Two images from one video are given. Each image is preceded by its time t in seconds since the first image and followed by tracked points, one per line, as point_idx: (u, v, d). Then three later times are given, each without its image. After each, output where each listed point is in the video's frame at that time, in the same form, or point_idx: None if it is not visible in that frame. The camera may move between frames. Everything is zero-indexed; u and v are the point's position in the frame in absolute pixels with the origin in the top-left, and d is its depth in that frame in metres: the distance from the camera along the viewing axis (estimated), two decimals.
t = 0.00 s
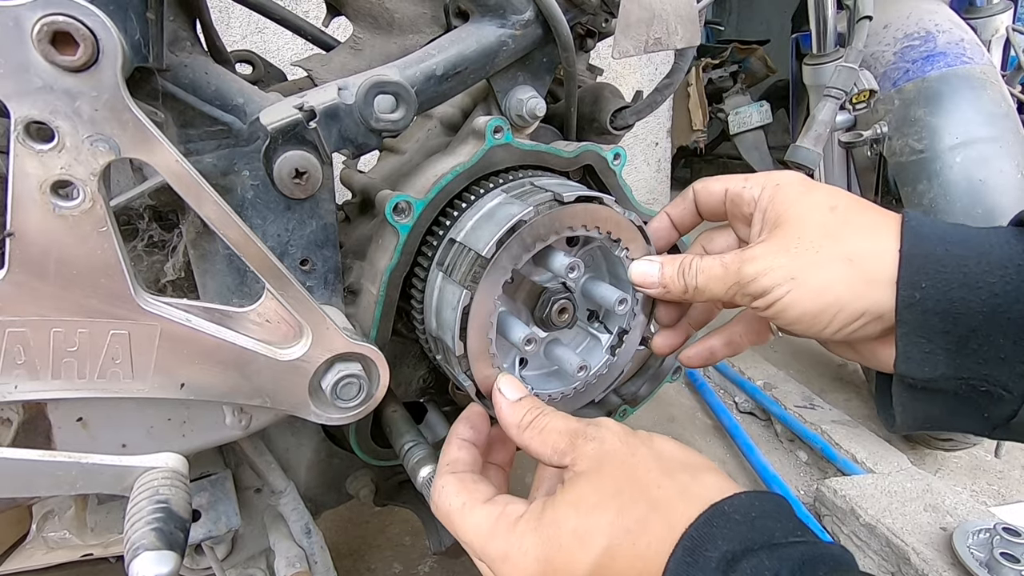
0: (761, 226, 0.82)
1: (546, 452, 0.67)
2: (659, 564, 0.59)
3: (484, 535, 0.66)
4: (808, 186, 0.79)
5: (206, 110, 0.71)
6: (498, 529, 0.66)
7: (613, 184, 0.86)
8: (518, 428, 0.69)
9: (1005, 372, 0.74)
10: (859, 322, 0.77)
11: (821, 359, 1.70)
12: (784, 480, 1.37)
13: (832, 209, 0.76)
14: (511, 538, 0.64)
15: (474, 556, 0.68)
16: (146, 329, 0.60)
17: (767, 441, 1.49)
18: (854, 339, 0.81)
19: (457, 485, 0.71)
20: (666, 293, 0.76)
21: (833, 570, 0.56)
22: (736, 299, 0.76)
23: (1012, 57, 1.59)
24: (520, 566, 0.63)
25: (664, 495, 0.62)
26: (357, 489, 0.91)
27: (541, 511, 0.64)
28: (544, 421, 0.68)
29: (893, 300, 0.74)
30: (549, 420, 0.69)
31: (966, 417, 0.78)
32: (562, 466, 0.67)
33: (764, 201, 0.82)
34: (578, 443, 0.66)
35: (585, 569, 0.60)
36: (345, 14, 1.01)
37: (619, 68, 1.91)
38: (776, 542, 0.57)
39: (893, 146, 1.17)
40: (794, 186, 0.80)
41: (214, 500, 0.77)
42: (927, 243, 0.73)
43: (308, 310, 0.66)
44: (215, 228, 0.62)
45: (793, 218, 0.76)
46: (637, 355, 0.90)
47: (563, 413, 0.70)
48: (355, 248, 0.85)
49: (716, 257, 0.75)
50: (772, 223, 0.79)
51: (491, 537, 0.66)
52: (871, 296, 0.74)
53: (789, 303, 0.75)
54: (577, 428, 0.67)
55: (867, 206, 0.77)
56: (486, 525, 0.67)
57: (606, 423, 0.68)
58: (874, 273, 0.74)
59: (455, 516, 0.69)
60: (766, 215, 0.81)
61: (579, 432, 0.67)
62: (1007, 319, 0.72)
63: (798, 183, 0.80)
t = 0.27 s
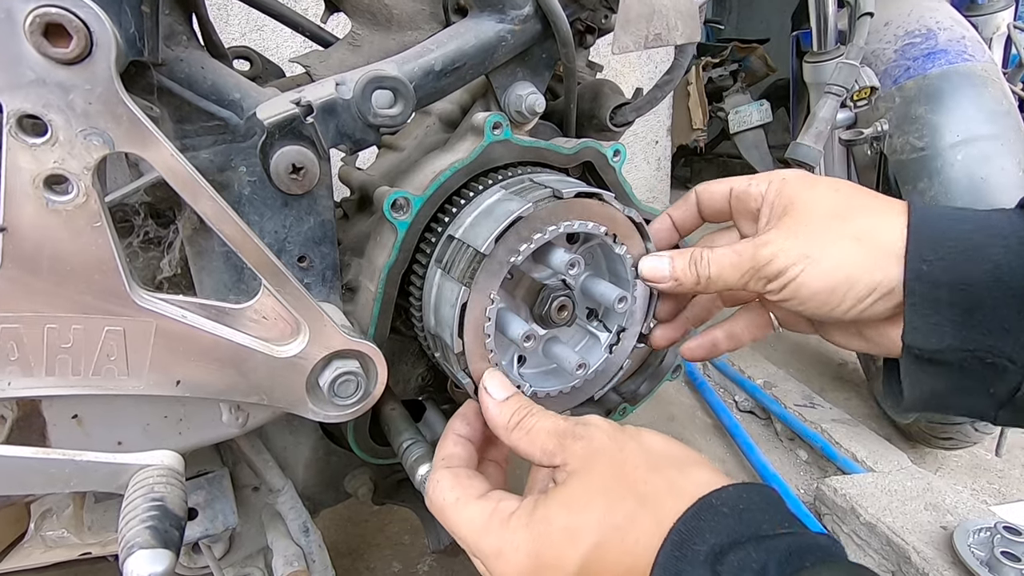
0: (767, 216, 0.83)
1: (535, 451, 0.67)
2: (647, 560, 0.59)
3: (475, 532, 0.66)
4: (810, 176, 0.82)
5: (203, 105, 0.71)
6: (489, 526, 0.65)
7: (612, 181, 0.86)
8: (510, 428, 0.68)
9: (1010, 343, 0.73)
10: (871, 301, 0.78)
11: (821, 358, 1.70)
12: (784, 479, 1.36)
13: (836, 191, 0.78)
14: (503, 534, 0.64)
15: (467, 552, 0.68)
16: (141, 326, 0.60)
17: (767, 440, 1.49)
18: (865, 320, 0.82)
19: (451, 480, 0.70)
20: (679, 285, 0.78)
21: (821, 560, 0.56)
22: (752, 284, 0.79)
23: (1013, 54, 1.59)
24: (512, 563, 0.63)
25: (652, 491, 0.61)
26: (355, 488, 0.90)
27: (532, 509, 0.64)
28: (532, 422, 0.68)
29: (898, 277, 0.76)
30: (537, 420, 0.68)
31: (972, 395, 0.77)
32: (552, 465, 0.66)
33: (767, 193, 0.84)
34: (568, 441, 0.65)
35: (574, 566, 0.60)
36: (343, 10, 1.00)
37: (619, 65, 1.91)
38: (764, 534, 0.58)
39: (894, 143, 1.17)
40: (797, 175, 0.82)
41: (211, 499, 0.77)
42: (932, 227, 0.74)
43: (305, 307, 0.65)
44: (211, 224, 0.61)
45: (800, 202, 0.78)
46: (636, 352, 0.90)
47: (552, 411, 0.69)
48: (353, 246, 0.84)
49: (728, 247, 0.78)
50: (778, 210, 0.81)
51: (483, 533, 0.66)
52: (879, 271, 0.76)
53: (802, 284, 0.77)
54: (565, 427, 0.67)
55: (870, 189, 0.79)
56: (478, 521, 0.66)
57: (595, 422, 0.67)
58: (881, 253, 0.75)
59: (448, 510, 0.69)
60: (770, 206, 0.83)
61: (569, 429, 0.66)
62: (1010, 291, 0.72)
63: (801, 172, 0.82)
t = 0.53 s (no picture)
0: (750, 230, 0.81)
1: (534, 439, 0.68)
2: (642, 532, 0.60)
3: (471, 509, 0.67)
4: (801, 191, 0.78)
5: (205, 100, 0.70)
6: (485, 500, 0.66)
7: (616, 177, 0.85)
8: (508, 416, 0.69)
9: (986, 404, 0.76)
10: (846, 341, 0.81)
11: (824, 356, 1.69)
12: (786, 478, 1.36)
13: (823, 231, 0.75)
14: (499, 508, 0.65)
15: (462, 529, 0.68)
16: (142, 322, 0.59)
17: (769, 439, 1.49)
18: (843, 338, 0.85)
19: (448, 462, 0.71)
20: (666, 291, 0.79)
21: (812, 534, 0.56)
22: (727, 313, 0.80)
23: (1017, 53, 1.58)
24: (506, 536, 0.64)
25: (650, 465, 0.62)
26: (357, 486, 0.90)
27: (529, 480, 0.65)
28: (528, 411, 0.69)
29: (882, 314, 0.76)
30: (533, 409, 0.69)
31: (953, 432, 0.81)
32: (550, 449, 0.67)
33: (754, 201, 0.80)
34: (568, 423, 0.67)
35: (568, 539, 0.62)
36: (345, 6, 1.00)
37: (621, 63, 1.91)
38: (757, 509, 0.58)
39: (898, 141, 1.16)
40: (786, 191, 0.78)
41: (212, 496, 0.76)
42: (917, 279, 0.74)
43: (308, 304, 0.65)
44: (213, 220, 0.61)
45: (782, 237, 0.76)
46: (639, 351, 0.90)
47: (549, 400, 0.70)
48: (355, 242, 0.84)
49: (706, 262, 0.78)
50: (761, 235, 0.78)
51: (479, 509, 0.66)
52: (861, 313, 0.76)
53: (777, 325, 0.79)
54: (564, 410, 0.68)
55: (859, 223, 0.76)
56: (474, 498, 0.67)
57: (594, 403, 0.68)
58: (861, 303, 0.75)
59: (444, 492, 0.69)
60: (755, 222, 0.80)
61: (569, 412, 0.68)
62: (989, 354, 0.74)
63: (790, 186, 0.78)
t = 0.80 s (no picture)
0: (779, 226, 0.75)
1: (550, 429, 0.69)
2: (662, 510, 0.58)
3: (491, 451, 0.65)
4: (832, 182, 0.72)
5: (202, 94, 0.70)
6: (508, 442, 0.65)
7: (616, 174, 0.84)
8: (518, 407, 0.71)
9: None
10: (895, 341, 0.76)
11: (825, 355, 1.69)
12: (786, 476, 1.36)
13: (866, 227, 0.70)
14: (524, 448, 0.63)
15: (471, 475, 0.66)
16: (139, 318, 0.59)
17: (769, 437, 1.48)
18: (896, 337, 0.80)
19: (457, 417, 0.70)
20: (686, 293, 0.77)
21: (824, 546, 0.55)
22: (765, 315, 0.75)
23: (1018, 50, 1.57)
24: (524, 475, 0.62)
25: (679, 459, 0.62)
26: (356, 484, 0.90)
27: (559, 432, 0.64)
28: (541, 403, 0.70)
29: (939, 307, 0.71)
30: (547, 403, 0.70)
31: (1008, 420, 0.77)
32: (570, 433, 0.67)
33: (782, 196, 0.74)
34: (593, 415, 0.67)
35: (586, 496, 0.60)
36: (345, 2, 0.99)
37: (622, 59, 1.90)
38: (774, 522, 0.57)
39: (899, 138, 1.16)
40: (818, 182, 0.72)
41: (210, 494, 0.76)
42: (968, 263, 0.70)
43: (307, 300, 0.64)
44: (211, 216, 0.60)
45: (820, 233, 0.70)
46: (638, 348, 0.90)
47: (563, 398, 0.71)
48: (354, 239, 0.84)
49: (741, 263, 0.73)
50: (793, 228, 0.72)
51: (499, 451, 0.64)
52: (920, 305, 0.71)
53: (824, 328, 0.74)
54: (586, 407, 0.69)
55: (902, 217, 0.71)
56: (495, 444, 0.65)
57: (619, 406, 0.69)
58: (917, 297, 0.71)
59: (458, 444, 0.67)
60: (786, 216, 0.73)
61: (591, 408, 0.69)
62: None
63: (822, 178, 0.72)
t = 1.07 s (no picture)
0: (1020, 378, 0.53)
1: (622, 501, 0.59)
2: None
3: (558, 549, 0.57)
4: None
5: (203, 91, 0.69)
6: (575, 540, 0.57)
7: (618, 171, 0.84)
8: (582, 479, 0.61)
9: None
10: None
11: (826, 353, 1.69)
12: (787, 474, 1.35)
13: None
14: (594, 550, 0.55)
15: None
16: (139, 314, 0.59)
17: (770, 436, 1.48)
18: None
19: (514, 509, 0.62)
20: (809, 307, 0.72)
21: None
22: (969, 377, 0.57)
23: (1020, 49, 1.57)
24: None
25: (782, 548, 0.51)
26: (357, 481, 0.89)
27: (633, 534, 0.55)
28: (610, 468, 0.60)
29: None
30: (617, 464, 0.60)
31: None
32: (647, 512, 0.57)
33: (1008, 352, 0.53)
34: (667, 485, 0.57)
35: None
36: None
37: (624, 57, 1.90)
38: None
39: (902, 136, 1.16)
40: None
41: (211, 492, 0.76)
42: None
43: (309, 298, 0.64)
44: (211, 212, 0.60)
45: None
46: (639, 345, 0.90)
47: (632, 449, 0.61)
48: (355, 236, 0.83)
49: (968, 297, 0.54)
50: None
51: (567, 547, 0.57)
52: None
53: None
54: (658, 469, 0.58)
55: None
56: (555, 540, 0.58)
57: (699, 462, 0.58)
58: None
59: (520, 540, 0.60)
60: None
61: (664, 472, 0.58)
62: None
63: None
